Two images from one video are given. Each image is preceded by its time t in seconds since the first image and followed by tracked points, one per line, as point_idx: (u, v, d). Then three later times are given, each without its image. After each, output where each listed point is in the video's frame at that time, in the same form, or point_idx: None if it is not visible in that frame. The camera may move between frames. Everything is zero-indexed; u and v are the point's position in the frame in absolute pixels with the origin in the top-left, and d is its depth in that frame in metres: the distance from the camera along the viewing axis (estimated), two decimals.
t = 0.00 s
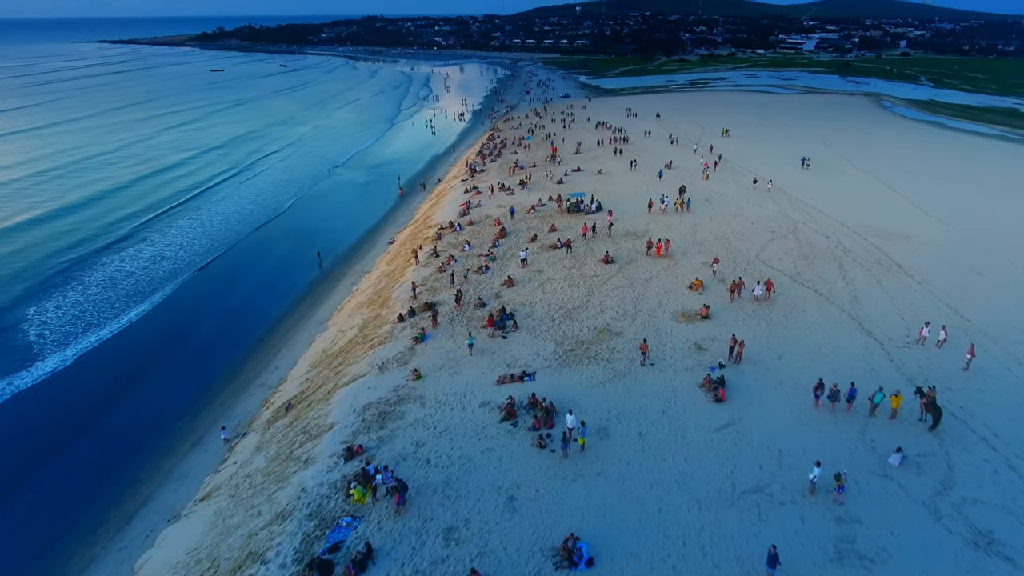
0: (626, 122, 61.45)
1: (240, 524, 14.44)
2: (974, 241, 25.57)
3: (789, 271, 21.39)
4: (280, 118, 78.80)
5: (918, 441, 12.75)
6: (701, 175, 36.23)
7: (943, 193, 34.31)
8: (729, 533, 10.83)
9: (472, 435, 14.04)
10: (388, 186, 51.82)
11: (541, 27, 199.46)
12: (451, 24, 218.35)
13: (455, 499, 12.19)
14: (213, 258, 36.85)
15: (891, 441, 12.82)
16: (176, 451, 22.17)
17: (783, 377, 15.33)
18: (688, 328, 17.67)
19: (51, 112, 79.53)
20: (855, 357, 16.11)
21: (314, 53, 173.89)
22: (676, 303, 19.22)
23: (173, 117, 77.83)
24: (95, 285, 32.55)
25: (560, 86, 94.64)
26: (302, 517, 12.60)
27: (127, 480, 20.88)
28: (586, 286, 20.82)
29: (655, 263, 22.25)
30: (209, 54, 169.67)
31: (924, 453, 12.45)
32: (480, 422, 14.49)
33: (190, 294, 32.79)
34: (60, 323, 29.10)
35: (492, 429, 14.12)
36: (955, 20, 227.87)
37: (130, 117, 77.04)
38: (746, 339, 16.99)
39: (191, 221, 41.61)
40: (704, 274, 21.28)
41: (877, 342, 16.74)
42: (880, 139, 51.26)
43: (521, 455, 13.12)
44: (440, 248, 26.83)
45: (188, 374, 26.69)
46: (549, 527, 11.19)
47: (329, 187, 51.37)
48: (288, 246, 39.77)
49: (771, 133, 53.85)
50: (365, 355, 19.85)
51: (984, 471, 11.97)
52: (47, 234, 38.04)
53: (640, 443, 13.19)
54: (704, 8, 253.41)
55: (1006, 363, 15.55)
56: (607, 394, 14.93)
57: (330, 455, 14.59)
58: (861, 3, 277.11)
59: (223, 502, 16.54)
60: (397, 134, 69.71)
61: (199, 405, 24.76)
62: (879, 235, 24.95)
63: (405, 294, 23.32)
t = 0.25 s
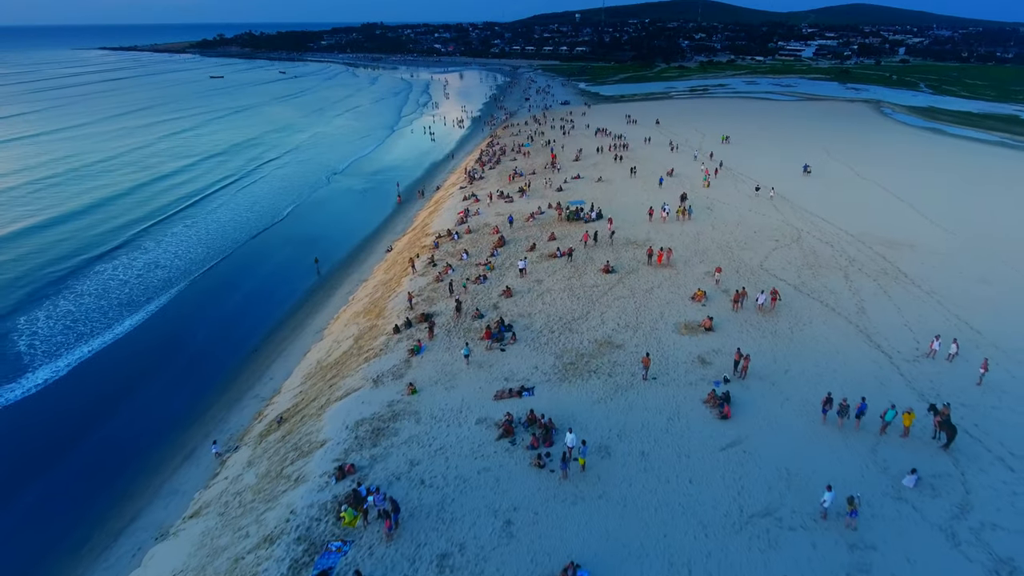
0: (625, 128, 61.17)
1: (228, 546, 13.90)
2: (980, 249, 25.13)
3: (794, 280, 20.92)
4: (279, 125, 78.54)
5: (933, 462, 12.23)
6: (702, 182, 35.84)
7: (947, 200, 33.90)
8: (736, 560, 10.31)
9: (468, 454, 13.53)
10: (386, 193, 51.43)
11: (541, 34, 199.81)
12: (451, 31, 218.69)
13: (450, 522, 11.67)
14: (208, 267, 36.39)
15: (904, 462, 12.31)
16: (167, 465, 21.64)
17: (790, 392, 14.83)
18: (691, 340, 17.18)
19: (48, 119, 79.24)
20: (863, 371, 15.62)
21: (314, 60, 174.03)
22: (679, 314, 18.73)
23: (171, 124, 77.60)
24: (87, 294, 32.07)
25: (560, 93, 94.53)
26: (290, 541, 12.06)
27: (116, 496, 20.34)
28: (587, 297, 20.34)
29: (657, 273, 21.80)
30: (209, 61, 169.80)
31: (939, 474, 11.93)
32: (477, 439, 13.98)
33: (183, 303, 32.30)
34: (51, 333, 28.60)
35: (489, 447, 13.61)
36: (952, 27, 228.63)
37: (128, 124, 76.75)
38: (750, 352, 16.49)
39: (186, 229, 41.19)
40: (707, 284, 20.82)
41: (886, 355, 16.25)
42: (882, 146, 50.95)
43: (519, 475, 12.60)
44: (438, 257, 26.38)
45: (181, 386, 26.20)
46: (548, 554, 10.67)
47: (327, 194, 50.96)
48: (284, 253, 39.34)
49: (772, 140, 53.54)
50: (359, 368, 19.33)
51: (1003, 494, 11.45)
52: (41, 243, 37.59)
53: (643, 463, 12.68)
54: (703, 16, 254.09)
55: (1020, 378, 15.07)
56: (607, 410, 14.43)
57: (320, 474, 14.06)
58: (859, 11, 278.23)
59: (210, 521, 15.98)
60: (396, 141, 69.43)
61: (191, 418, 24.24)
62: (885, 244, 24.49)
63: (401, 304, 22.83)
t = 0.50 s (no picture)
0: (625, 135, 60.86)
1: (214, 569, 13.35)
2: (987, 258, 24.68)
3: (799, 291, 20.45)
4: (278, 132, 78.29)
5: (951, 485, 11.69)
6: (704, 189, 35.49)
7: (952, 208, 33.49)
8: None
9: (464, 473, 13.02)
10: (385, 200, 51.02)
11: (540, 41, 200.32)
12: (451, 39, 219.47)
13: (444, 548, 11.14)
14: (203, 275, 35.92)
15: (920, 484, 11.76)
16: (157, 480, 21.10)
17: (797, 408, 14.33)
18: (694, 353, 16.69)
19: (46, 126, 78.99)
20: (873, 385, 15.14)
21: (314, 67, 174.30)
22: (681, 326, 18.25)
23: (169, 131, 77.32)
24: (79, 303, 31.56)
25: (559, 100, 94.42)
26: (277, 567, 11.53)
27: (103, 512, 19.77)
28: (587, 308, 19.87)
29: (658, 283, 21.35)
30: (209, 68, 170.15)
31: (957, 498, 11.40)
32: (473, 458, 13.45)
33: (177, 312, 31.81)
34: (41, 343, 28.10)
35: (486, 467, 13.07)
36: (950, 33, 229.62)
37: (127, 131, 76.45)
38: (756, 366, 15.99)
39: (182, 237, 40.75)
40: (709, 295, 20.36)
41: (896, 369, 15.75)
42: (883, 153, 50.59)
43: (516, 497, 12.08)
44: (435, 266, 25.89)
45: (173, 397, 25.67)
46: None
47: (325, 201, 50.54)
48: (281, 261, 38.89)
49: (773, 147, 53.20)
50: (353, 380, 18.82)
51: None
52: (34, 251, 37.14)
53: (646, 484, 12.16)
54: (703, 23, 254.98)
55: None
56: (609, 428, 13.90)
57: (311, 494, 13.53)
58: (858, 18, 279.38)
59: (199, 540, 15.44)
60: (395, 148, 69.13)
61: (183, 430, 23.70)
62: (890, 253, 24.02)
63: (398, 315, 22.36)
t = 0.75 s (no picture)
0: (625, 142, 60.58)
1: None
2: (995, 266, 24.25)
3: (804, 301, 19.98)
4: (276, 139, 78.03)
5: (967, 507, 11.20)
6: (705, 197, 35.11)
7: (956, 215, 33.14)
8: None
9: (459, 494, 12.50)
10: (383, 207, 50.61)
11: (540, 48, 200.68)
12: (451, 46, 220.12)
13: None
14: (198, 283, 35.42)
15: (936, 507, 11.25)
16: (145, 495, 20.51)
17: (805, 424, 13.83)
18: (698, 366, 16.18)
19: (43, 132, 78.65)
20: (884, 400, 14.65)
21: (314, 74, 174.49)
22: (684, 338, 17.75)
23: (167, 138, 76.96)
24: (70, 313, 31.02)
25: (559, 107, 94.33)
26: None
27: (89, 530, 19.17)
28: (587, 318, 19.40)
29: (660, 293, 20.90)
30: (209, 75, 170.34)
31: (976, 521, 10.88)
32: (469, 477, 12.93)
33: (170, 321, 31.28)
34: (31, 354, 27.54)
35: (483, 487, 12.54)
36: (948, 40, 230.59)
37: (125, 138, 76.15)
38: (762, 380, 15.47)
39: (177, 245, 40.29)
40: (713, 305, 19.87)
41: (907, 383, 15.24)
42: (885, 160, 50.31)
43: (514, 520, 11.55)
44: (432, 275, 25.44)
45: (163, 409, 25.09)
46: None
47: (323, 208, 50.14)
48: (277, 269, 38.41)
49: (774, 154, 52.90)
50: (347, 394, 18.30)
51: None
52: (27, 259, 36.66)
53: (649, 506, 11.64)
54: (702, 31, 255.79)
55: None
56: (610, 446, 13.39)
57: (300, 515, 12.99)
58: (856, 26, 280.36)
59: (185, 560, 14.89)
60: (394, 154, 68.83)
61: (174, 443, 23.13)
62: (896, 262, 23.59)
63: (393, 325, 21.86)
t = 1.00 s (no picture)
0: (625, 148, 60.27)
1: None
2: (1002, 275, 23.82)
3: (810, 311, 19.49)
4: (275, 146, 77.75)
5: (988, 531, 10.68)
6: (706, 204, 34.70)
7: (960, 223, 32.76)
8: None
9: (455, 515, 11.99)
10: (381, 214, 50.20)
11: (539, 55, 201.06)
12: (451, 53, 220.55)
13: None
14: (192, 292, 34.92)
15: (954, 531, 10.74)
16: (134, 510, 19.95)
17: (815, 441, 13.32)
18: (702, 380, 15.70)
19: (41, 139, 78.34)
20: (895, 416, 14.15)
21: (314, 80, 174.71)
22: (688, 350, 17.25)
23: (165, 144, 76.72)
24: (61, 322, 30.49)
25: (559, 113, 94.18)
26: None
27: (75, 547, 18.58)
28: (588, 329, 18.92)
29: (662, 302, 20.43)
30: (209, 82, 170.54)
31: (997, 547, 10.36)
32: (466, 498, 12.41)
33: (163, 330, 30.77)
34: (20, 364, 27.01)
35: (480, 509, 12.03)
36: (946, 47, 231.44)
37: (123, 145, 75.82)
38: (769, 394, 14.98)
39: (172, 253, 39.84)
40: (716, 316, 19.39)
41: (918, 398, 14.78)
42: (887, 166, 49.99)
43: (512, 546, 11.03)
44: (430, 284, 24.96)
45: (155, 421, 24.53)
46: None
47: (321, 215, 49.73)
48: (273, 277, 37.95)
49: (775, 160, 52.58)
50: (341, 408, 17.78)
51: None
52: (20, 267, 36.17)
53: (653, 530, 11.12)
54: (701, 38, 256.58)
55: None
56: (612, 465, 12.87)
57: (288, 538, 12.44)
58: (855, 33, 281.26)
59: None
60: (393, 161, 68.50)
61: (166, 456, 22.59)
62: (902, 270, 23.15)
63: (389, 336, 21.35)
